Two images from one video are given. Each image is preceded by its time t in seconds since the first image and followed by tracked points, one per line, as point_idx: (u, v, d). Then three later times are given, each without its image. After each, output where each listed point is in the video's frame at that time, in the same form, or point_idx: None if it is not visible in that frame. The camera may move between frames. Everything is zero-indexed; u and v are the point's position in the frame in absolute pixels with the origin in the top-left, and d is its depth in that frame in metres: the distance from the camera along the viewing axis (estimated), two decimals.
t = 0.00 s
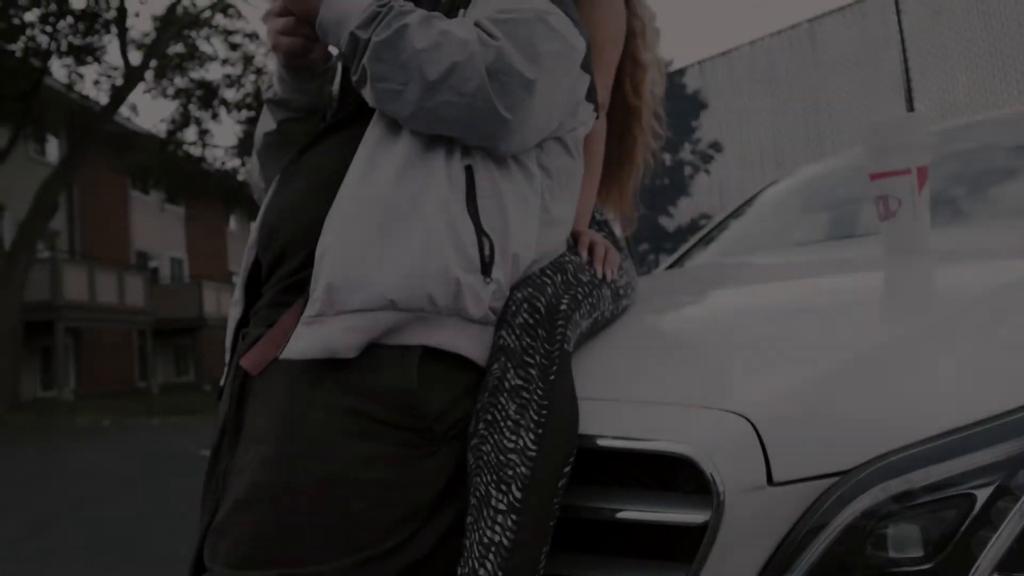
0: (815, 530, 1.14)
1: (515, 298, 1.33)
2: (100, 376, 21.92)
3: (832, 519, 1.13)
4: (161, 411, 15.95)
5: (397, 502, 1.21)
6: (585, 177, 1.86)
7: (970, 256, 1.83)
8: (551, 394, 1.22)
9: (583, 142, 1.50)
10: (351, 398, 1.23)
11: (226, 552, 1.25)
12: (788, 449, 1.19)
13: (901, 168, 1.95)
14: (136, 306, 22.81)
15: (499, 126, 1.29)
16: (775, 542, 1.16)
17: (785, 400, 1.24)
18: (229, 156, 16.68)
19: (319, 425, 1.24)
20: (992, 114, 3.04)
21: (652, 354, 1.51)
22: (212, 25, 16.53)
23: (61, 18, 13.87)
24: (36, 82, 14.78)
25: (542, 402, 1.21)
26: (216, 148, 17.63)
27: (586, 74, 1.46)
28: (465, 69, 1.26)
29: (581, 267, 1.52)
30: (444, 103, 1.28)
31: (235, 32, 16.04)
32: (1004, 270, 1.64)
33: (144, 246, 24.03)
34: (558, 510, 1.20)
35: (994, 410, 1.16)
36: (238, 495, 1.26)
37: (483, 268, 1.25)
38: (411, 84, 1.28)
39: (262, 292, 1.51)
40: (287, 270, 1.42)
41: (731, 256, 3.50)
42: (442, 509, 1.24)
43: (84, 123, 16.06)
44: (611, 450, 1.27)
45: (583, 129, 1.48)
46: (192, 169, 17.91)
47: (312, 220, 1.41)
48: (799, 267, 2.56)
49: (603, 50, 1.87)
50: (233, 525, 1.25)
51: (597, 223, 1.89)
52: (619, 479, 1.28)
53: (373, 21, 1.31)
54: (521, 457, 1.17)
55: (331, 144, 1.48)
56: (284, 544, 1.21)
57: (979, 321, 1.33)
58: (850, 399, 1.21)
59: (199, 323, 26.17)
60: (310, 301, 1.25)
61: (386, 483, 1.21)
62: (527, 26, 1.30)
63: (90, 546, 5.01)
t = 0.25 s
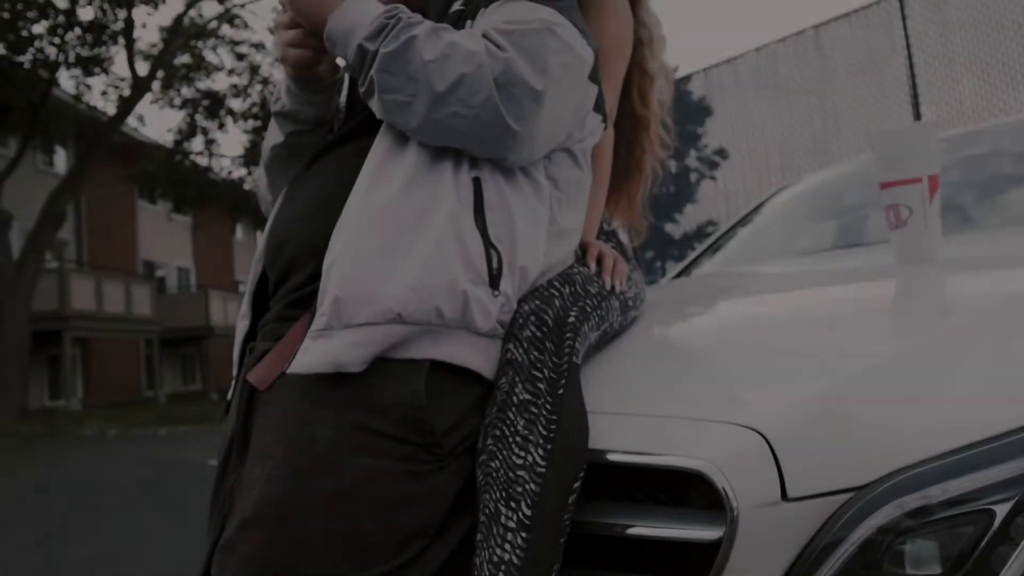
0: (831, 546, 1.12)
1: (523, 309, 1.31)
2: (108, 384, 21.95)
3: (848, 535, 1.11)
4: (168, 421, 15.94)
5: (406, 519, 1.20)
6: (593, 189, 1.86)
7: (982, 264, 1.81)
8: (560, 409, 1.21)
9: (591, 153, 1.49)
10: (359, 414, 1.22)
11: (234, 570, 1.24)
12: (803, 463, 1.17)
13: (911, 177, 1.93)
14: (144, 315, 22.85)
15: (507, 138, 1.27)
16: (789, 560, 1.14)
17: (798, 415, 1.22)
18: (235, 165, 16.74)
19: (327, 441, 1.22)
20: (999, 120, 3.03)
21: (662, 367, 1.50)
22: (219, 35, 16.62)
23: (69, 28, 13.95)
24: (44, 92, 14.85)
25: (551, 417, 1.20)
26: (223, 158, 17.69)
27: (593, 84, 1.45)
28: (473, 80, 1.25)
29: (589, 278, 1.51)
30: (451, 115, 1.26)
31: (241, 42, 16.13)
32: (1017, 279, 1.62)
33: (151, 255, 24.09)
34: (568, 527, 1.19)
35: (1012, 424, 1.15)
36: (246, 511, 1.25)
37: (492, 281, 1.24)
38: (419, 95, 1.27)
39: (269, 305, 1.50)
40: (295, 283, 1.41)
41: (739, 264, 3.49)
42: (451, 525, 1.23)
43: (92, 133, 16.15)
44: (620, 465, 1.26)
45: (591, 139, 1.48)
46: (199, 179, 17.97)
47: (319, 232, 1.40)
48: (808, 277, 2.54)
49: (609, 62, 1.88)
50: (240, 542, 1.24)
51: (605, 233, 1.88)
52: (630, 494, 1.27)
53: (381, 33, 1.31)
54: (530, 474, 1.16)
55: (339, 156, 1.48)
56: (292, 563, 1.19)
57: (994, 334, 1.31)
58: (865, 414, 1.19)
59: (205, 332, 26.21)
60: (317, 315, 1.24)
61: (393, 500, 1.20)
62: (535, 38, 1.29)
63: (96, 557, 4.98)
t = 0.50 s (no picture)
0: (847, 564, 1.10)
1: (531, 323, 1.30)
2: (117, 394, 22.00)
3: (866, 552, 1.09)
4: (176, 431, 15.96)
5: (416, 536, 1.18)
6: (599, 201, 1.85)
7: (993, 274, 1.79)
8: (569, 423, 1.20)
9: (598, 164, 1.48)
10: (367, 430, 1.20)
11: None
12: (819, 480, 1.15)
13: (923, 186, 1.91)
14: (152, 325, 22.92)
15: (515, 148, 1.26)
16: None
17: (810, 429, 1.20)
18: (242, 175, 16.81)
19: (335, 458, 1.21)
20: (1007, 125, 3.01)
21: (671, 380, 1.48)
22: (225, 46, 16.73)
23: (76, 41, 14.05)
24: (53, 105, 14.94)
25: (560, 431, 1.19)
26: (230, 168, 17.78)
27: (601, 95, 1.44)
28: (481, 92, 1.24)
29: (598, 290, 1.49)
30: (459, 126, 1.25)
31: (247, 52, 16.22)
32: None
33: (158, 265, 24.18)
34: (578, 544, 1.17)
35: None
36: (253, 528, 1.23)
37: (500, 294, 1.22)
38: (426, 106, 1.26)
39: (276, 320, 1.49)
40: (302, 297, 1.40)
41: (747, 273, 3.47)
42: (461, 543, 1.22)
43: (99, 145, 16.23)
44: (631, 481, 1.24)
45: (599, 150, 1.47)
46: (205, 190, 18.02)
47: (325, 245, 1.39)
48: (816, 286, 2.52)
49: (616, 71, 1.88)
50: (248, 559, 1.22)
51: (613, 243, 1.86)
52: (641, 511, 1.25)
53: (387, 44, 1.30)
54: (542, 490, 1.15)
55: (346, 168, 1.47)
56: None
57: (1012, 349, 1.29)
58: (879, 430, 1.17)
59: (212, 342, 26.23)
60: (324, 330, 1.22)
61: (402, 516, 1.18)
62: (544, 48, 1.28)
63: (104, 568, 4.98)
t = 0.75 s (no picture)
0: None
1: (539, 338, 1.28)
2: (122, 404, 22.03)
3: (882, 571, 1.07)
4: (182, 440, 15.96)
5: (423, 554, 1.17)
6: (607, 213, 1.85)
7: (1006, 285, 1.77)
8: (579, 439, 1.19)
9: (606, 177, 1.47)
10: (374, 446, 1.19)
11: None
12: (832, 497, 1.13)
13: (934, 196, 1.89)
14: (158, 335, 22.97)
15: (527, 162, 1.24)
16: None
17: (824, 445, 1.18)
18: (248, 185, 16.86)
19: (340, 476, 1.20)
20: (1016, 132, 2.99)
21: (679, 394, 1.46)
22: (231, 56, 16.81)
23: (83, 52, 14.13)
24: (60, 116, 15.03)
25: (570, 448, 1.17)
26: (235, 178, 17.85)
27: (610, 107, 1.43)
28: (494, 102, 1.22)
29: (604, 303, 1.48)
30: (470, 137, 1.24)
31: (253, 63, 16.30)
32: None
33: (163, 274, 24.26)
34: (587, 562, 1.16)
35: None
36: (259, 547, 1.22)
37: (509, 309, 1.21)
38: (439, 115, 1.25)
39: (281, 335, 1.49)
40: (307, 312, 1.39)
41: (753, 284, 3.46)
42: (468, 560, 1.20)
43: (106, 155, 16.30)
44: (642, 497, 1.23)
45: (607, 162, 1.46)
46: (211, 200, 18.08)
47: (331, 258, 1.39)
48: (824, 297, 2.50)
49: (622, 83, 1.87)
50: None
51: (620, 255, 1.85)
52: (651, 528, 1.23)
53: (403, 50, 1.28)
54: (551, 508, 1.13)
55: (352, 180, 1.46)
56: None
57: None
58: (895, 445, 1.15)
59: (218, 352, 26.26)
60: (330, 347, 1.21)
61: (408, 536, 1.16)
62: (555, 60, 1.27)
63: None
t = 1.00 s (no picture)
0: None
1: (546, 349, 1.27)
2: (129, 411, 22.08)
3: None
4: (188, 446, 15.99)
5: (429, 570, 1.15)
6: (613, 221, 1.85)
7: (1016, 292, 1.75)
8: (588, 452, 1.17)
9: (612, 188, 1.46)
10: (380, 459, 1.18)
11: None
12: (843, 510, 1.11)
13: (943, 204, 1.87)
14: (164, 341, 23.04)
15: (541, 168, 1.23)
16: None
17: (837, 457, 1.17)
18: (253, 191, 16.92)
19: (345, 488, 1.19)
20: None
21: (686, 405, 1.45)
22: (237, 63, 16.89)
23: (91, 60, 14.20)
24: (67, 123, 15.10)
25: (578, 461, 1.16)
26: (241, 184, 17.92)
27: (618, 115, 1.42)
28: (514, 102, 1.20)
29: (612, 313, 1.47)
30: (486, 140, 1.21)
31: (258, 69, 16.37)
32: None
33: (169, 280, 24.34)
34: None
35: None
36: (263, 561, 1.21)
37: (516, 322, 1.20)
38: (457, 112, 1.21)
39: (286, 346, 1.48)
40: (313, 322, 1.38)
41: (758, 291, 3.45)
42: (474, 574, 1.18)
43: (113, 162, 16.35)
44: (652, 511, 1.21)
45: (615, 170, 1.45)
46: (217, 206, 18.11)
47: (336, 268, 1.37)
48: (831, 304, 2.49)
49: (627, 92, 1.92)
50: None
51: (626, 263, 1.84)
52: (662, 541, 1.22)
53: (428, 44, 1.25)
54: (559, 522, 1.12)
55: (355, 191, 1.46)
56: None
57: None
58: (909, 457, 1.14)
59: (223, 358, 26.27)
60: (335, 359, 1.19)
61: (414, 551, 1.15)
62: (570, 67, 1.26)
63: None
